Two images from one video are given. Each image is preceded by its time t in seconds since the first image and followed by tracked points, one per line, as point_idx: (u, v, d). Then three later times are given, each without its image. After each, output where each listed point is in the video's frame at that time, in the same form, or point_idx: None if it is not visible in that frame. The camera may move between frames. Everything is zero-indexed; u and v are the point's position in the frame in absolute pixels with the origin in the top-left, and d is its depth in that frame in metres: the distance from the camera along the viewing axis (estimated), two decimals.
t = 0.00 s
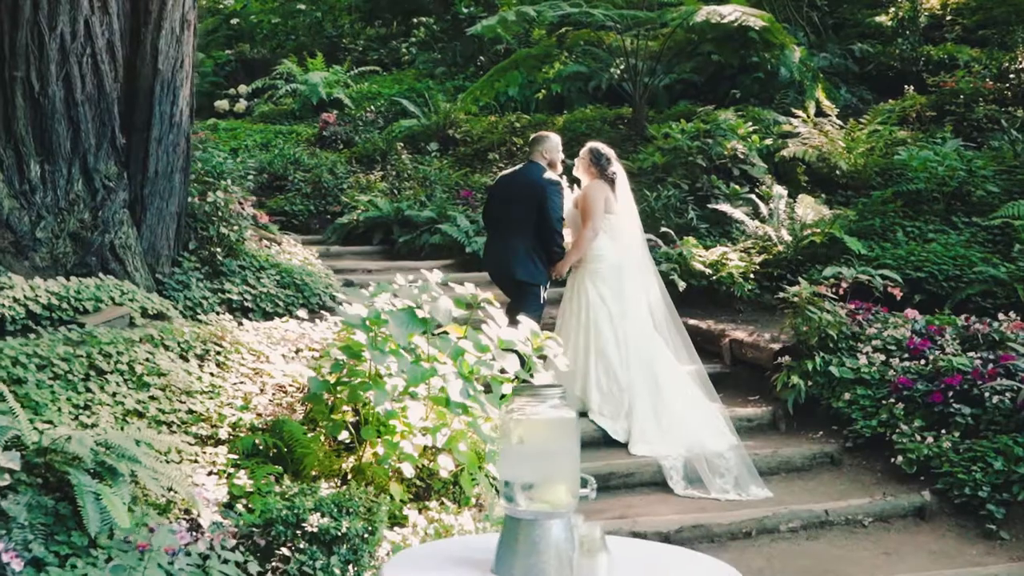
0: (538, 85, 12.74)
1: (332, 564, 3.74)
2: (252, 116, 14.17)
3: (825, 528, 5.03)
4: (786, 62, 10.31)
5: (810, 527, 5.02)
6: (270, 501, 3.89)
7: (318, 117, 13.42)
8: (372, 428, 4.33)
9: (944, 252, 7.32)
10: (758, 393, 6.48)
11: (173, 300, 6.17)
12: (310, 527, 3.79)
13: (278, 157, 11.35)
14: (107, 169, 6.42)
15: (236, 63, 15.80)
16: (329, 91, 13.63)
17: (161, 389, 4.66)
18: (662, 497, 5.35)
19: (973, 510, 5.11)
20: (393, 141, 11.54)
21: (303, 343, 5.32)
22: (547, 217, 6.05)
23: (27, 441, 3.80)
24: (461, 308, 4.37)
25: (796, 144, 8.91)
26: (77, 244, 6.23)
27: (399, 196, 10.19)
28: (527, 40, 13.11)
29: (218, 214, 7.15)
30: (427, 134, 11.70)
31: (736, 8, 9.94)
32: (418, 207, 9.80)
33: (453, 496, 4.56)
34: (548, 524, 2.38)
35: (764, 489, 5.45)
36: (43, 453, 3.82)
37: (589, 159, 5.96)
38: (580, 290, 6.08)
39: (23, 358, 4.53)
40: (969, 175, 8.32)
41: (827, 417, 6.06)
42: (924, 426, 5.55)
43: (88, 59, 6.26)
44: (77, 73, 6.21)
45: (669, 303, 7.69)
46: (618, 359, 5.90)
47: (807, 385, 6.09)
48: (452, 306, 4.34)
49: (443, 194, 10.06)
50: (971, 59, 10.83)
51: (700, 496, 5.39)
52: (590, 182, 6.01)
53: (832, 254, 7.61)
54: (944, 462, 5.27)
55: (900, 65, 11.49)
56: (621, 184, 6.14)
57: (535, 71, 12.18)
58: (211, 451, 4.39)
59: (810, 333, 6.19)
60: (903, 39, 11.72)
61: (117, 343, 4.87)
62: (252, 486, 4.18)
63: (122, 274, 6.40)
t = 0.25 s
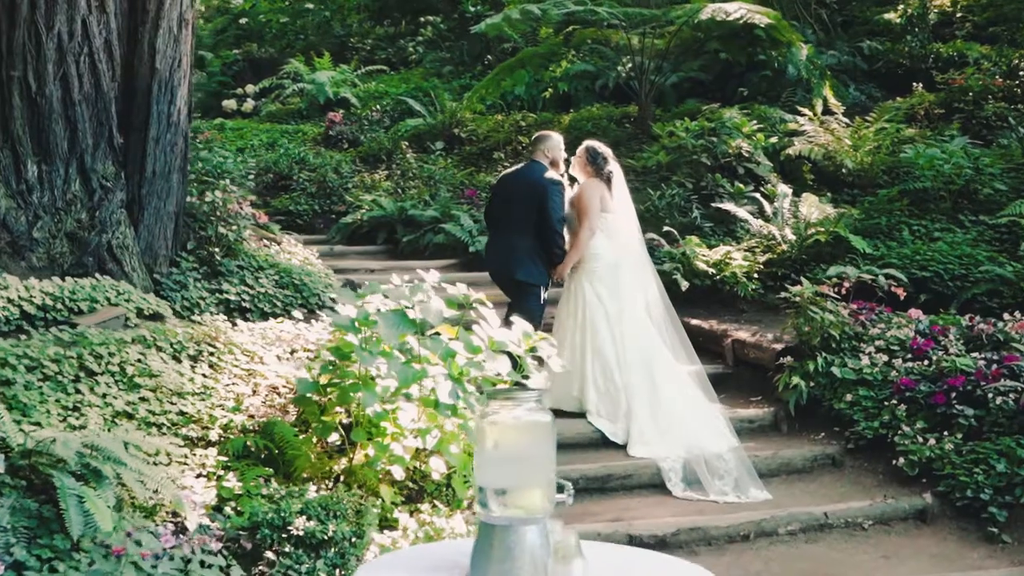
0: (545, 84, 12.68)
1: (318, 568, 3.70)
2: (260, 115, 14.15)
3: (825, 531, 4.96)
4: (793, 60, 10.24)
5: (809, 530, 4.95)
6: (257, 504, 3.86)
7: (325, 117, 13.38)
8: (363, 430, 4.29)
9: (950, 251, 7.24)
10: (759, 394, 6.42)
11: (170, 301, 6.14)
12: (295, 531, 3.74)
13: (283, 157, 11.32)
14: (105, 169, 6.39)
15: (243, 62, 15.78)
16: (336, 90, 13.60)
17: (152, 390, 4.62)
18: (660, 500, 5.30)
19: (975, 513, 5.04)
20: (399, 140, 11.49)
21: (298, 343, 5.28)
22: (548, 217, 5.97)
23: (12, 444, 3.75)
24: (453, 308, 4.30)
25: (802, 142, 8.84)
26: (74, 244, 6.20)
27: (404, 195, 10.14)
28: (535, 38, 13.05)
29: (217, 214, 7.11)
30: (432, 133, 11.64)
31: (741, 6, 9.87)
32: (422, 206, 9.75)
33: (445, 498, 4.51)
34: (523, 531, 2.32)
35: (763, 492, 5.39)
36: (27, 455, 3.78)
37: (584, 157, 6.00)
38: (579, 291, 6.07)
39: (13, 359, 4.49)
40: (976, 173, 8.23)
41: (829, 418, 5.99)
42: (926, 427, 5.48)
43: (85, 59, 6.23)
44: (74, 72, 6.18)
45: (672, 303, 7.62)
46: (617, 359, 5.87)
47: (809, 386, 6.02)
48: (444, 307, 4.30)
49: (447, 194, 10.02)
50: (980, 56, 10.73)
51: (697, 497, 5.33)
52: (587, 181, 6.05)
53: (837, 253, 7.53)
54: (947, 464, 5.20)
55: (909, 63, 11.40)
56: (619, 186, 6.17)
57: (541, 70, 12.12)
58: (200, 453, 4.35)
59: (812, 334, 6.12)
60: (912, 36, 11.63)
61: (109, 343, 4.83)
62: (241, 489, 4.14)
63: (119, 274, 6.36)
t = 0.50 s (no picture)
0: (559, 82, 12.63)
1: (308, 571, 3.66)
2: (274, 115, 14.14)
3: (831, 534, 4.89)
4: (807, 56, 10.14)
5: (815, 533, 4.88)
6: (249, 506, 3.85)
7: (338, 116, 13.36)
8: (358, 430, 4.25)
9: (963, 250, 7.15)
10: (769, 394, 6.34)
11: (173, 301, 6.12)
12: (287, 533, 3.72)
13: (296, 156, 11.30)
14: (109, 168, 6.37)
15: (258, 61, 15.78)
16: (350, 89, 13.58)
17: (150, 391, 4.59)
18: (665, 501, 5.23)
19: (984, 515, 4.96)
20: (411, 139, 11.45)
21: (299, 343, 5.24)
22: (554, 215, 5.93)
23: (4, 445, 3.73)
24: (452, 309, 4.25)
25: (815, 140, 8.75)
26: (79, 244, 6.18)
27: (415, 194, 10.10)
28: (548, 36, 12.99)
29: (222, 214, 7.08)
30: (445, 132, 11.59)
31: (753, 2, 9.78)
32: (433, 205, 9.71)
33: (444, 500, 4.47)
34: (502, 536, 2.14)
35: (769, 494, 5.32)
36: (19, 456, 3.75)
37: (588, 155, 5.98)
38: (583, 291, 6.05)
39: (10, 360, 4.47)
40: (991, 170, 8.13)
41: (838, 419, 5.92)
42: (936, 428, 5.39)
43: (90, 58, 6.21)
44: (78, 72, 6.17)
45: (682, 302, 7.55)
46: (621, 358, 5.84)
47: (818, 386, 5.95)
48: (440, 306, 4.24)
49: (459, 193, 9.98)
50: (998, 52, 10.60)
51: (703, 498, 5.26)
52: (591, 179, 6.02)
53: (849, 252, 7.45)
54: (956, 466, 5.12)
55: (925, 59, 11.28)
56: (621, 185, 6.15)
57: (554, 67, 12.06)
58: (196, 454, 4.32)
59: (821, 333, 6.04)
60: (928, 32, 11.50)
61: (108, 343, 4.80)
62: (237, 491, 4.11)
63: (123, 274, 6.32)
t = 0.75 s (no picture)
0: (576, 80, 12.57)
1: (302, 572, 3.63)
2: (292, 114, 14.14)
3: (839, 536, 4.82)
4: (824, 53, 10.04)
5: (822, 535, 4.81)
6: (245, 506, 3.83)
7: (356, 115, 13.35)
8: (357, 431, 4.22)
9: (980, 248, 7.05)
10: (780, 394, 6.27)
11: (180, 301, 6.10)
12: (280, 535, 3.70)
13: (311, 155, 11.29)
14: (117, 167, 6.35)
15: (277, 61, 15.80)
16: (368, 88, 13.56)
17: (150, 391, 4.57)
18: (671, 503, 5.17)
19: (996, 518, 4.87)
20: (427, 137, 11.42)
21: (302, 343, 5.22)
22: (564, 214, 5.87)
23: None
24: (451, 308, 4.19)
25: (831, 136, 8.66)
26: (86, 243, 6.16)
27: (429, 193, 10.07)
28: (565, 34, 12.93)
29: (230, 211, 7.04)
30: (461, 130, 11.54)
31: None
32: (447, 204, 9.68)
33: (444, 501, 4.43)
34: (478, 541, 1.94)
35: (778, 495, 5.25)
36: (13, 456, 3.72)
37: (596, 153, 5.92)
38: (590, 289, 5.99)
39: (9, 360, 4.46)
40: (1011, 167, 8.01)
41: (850, 419, 5.84)
42: (949, 429, 5.30)
43: (98, 57, 6.21)
44: (87, 71, 6.17)
45: (695, 301, 7.48)
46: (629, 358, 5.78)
47: (829, 386, 5.87)
48: (439, 305, 4.20)
49: (473, 191, 9.94)
50: (1020, 47, 10.46)
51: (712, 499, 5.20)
52: (598, 177, 5.97)
53: (864, 250, 7.36)
54: (968, 468, 5.03)
55: (946, 55, 11.15)
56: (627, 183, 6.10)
57: (571, 65, 11.99)
58: (195, 454, 4.29)
59: (833, 333, 5.95)
60: (949, 27, 11.37)
61: (109, 343, 4.79)
62: (234, 491, 4.07)
63: (131, 274, 6.28)
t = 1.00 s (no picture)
0: (592, 78, 12.51)
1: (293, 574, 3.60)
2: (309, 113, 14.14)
3: (845, 538, 4.75)
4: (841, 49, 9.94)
5: (828, 538, 4.74)
6: (237, 508, 3.80)
7: (372, 114, 13.33)
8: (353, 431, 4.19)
9: (995, 245, 6.95)
10: (790, 394, 6.20)
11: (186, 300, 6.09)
12: (270, 536, 3.67)
13: (326, 153, 11.28)
14: (124, 166, 6.33)
15: (294, 60, 15.80)
16: (384, 87, 13.54)
17: (148, 390, 4.55)
18: (676, 504, 5.11)
19: (1006, 520, 4.79)
20: (441, 136, 11.38)
21: (304, 342, 5.19)
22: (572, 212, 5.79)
23: None
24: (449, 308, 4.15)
25: (846, 133, 8.57)
26: (92, 243, 6.15)
27: (442, 192, 10.03)
28: (581, 31, 12.87)
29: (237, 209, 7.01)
30: (476, 128, 11.50)
31: None
32: (460, 203, 9.64)
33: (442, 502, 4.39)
34: (453, 544, 1.92)
35: (785, 497, 5.18)
36: (5, 456, 3.71)
37: (602, 150, 5.87)
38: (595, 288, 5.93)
39: (7, 360, 4.45)
40: None
41: (859, 419, 5.77)
42: (959, 430, 5.22)
43: (104, 56, 6.20)
44: (93, 70, 6.16)
45: (707, 300, 7.42)
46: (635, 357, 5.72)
47: (839, 386, 5.79)
48: (436, 305, 4.17)
49: (486, 190, 9.90)
50: None
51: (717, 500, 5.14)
52: (604, 175, 5.90)
53: (878, 248, 7.28)
54: (978, 469, 4.94)
55: (966, 51, 11.02)
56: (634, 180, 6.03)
57: (587, 63, 11.93)
58: (191, 454, 4.27)
59: (843, 332, 5.88)
60: (969, 23, 11.24)
61: (108, 343, 4.77)
62: (230, 491, 4.05)
63: (137, 273, 6.26)
